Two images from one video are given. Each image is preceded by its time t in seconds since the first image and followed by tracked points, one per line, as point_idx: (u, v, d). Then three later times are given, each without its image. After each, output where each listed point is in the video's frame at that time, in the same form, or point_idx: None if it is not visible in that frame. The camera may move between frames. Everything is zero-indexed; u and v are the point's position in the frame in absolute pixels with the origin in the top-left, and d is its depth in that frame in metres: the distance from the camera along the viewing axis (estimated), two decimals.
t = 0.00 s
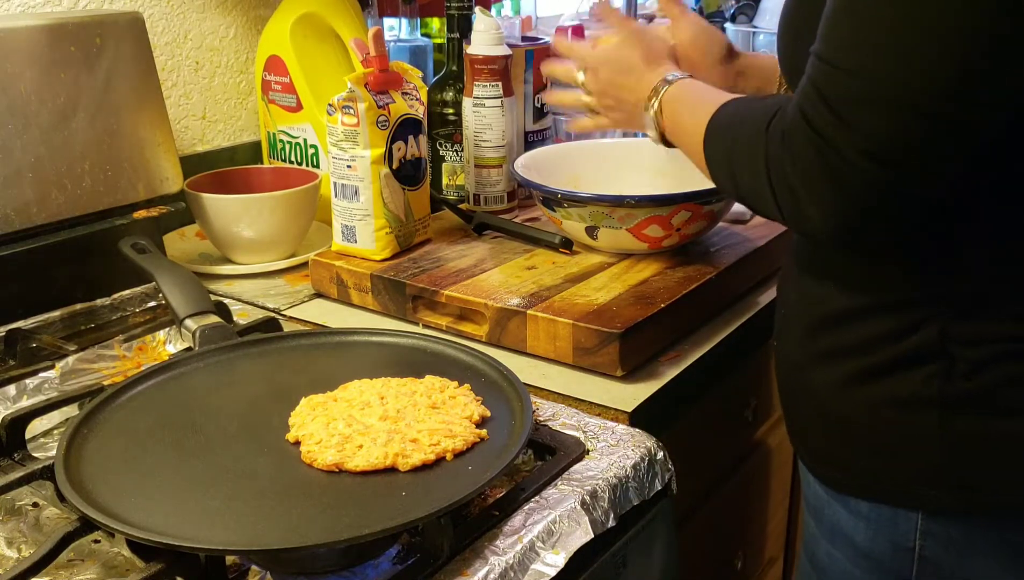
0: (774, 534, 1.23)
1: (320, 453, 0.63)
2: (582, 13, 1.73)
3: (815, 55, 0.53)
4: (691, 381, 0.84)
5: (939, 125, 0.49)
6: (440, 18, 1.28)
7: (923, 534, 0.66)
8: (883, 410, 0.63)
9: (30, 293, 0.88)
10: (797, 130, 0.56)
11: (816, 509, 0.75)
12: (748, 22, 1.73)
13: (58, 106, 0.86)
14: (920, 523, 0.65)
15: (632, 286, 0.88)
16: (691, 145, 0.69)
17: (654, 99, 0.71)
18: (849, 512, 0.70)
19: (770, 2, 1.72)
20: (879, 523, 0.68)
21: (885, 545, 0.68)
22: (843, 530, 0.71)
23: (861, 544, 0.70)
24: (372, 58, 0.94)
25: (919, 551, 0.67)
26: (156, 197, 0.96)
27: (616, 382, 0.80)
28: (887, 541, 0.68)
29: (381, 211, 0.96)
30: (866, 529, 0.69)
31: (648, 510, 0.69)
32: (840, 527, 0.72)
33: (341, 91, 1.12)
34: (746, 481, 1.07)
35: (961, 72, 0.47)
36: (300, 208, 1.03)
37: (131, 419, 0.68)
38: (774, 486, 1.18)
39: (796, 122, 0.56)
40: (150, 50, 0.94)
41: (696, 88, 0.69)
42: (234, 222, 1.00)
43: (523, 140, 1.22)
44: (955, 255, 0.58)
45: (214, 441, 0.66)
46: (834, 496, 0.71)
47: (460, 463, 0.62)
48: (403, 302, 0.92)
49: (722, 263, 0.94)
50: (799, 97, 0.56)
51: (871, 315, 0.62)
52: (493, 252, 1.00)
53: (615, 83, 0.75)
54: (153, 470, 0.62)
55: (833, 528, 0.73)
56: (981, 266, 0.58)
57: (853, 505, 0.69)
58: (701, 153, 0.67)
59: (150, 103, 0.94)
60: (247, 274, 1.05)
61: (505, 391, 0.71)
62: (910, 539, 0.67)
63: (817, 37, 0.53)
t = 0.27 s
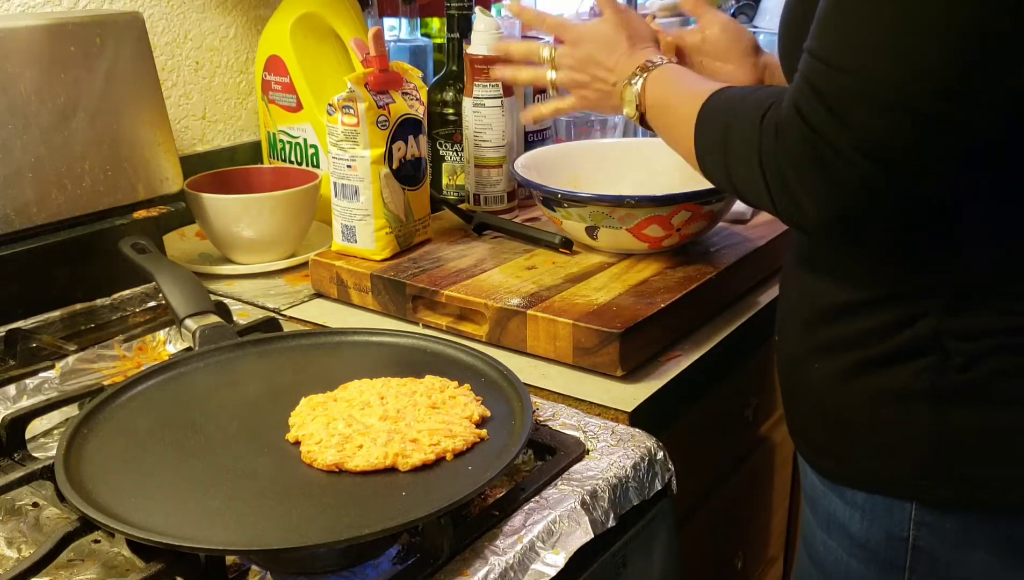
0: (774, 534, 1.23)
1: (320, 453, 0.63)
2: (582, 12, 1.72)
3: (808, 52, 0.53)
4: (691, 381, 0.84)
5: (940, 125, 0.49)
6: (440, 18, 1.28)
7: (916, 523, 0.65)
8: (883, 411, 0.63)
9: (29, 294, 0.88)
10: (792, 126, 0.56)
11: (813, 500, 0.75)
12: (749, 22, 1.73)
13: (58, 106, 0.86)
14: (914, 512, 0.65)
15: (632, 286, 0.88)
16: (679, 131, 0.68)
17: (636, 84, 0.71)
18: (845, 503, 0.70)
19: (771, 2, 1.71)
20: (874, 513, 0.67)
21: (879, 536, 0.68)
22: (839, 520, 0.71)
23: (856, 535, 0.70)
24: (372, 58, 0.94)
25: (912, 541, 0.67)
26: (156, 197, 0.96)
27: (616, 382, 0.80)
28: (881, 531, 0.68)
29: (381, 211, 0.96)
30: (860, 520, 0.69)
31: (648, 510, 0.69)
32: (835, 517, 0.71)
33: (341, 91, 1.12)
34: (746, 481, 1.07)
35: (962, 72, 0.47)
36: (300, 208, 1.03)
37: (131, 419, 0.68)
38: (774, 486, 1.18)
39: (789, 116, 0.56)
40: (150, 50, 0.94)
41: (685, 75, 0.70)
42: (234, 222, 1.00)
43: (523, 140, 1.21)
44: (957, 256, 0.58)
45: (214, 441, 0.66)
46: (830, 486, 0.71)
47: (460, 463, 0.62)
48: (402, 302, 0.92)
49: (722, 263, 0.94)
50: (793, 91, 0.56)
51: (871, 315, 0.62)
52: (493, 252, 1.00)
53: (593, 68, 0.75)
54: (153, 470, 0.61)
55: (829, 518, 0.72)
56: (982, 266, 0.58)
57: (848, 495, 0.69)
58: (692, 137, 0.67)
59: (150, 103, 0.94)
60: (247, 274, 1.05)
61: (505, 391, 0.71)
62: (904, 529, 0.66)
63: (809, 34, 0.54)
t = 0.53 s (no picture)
0: (774, 534, 1.23)
1: (320, 453, 0.62)
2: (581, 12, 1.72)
3: (823, 56, 0.53)
4: (690, 381, 0.84)
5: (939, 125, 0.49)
6: (440, 18, 1.28)
7: (917, 514, 0.66)
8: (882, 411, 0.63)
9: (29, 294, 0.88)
10: (807, 127, 0.56)
11: (814, 491, 0.75)
12: (749, 22, 1.73)
13: (58, 106, 0.86)
14: (914, 503, 0.65)
15: (632, 286, 0.88)
16: (692, 142, 0.69)
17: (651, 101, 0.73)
18: (846, 493, 0.70)
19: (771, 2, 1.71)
20: (874, 503, 0.68)
21: (879, 526, 0.68)
22: (839, 510, 0.71)
23: (856, 525, 0.70)
24: (372, 58, 0.94)
25: (912, 531, 0.67)
26: (156, 197, 0.96)
27: (616, 382, 0.80)
28: (881, 521, 0.68)
29: (381, 211, 0.96)
30: (861, 510, 0.69)
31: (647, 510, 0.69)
32: (836, 508, 0.72)
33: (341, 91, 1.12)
34: (746, 481, 1.07)
35: (962, 72, 0.47)
36: (300, 208, 1.03)
37: (132, 419, 0.68)
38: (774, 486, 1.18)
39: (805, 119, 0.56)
40: (150, 49, 0.94)
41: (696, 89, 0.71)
42: (234, 222, 1.00)
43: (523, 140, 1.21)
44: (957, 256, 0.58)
45: (215, 440, 0.66)
46: (831, 477, 0.71)
47: (460, 463, 0.62)
48: (403, 302, 0.92)
49: (722, 263, 0.94)
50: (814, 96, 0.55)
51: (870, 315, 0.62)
52: (493, 252, 1.00)
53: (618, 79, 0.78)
54: (153, 470, 0.61)
55: (829, 509, 0.73)
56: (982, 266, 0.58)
57: (849, 486, 0.69)
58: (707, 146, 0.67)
59: (150, 103, 0.94)
60: (247, 274, 1.05)
61: (505, 390, 0.71)
62: (904, 519, 0.67)
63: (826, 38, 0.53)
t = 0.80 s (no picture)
0: (775, 534, 1.23)
1: (320, 453, 0.62)
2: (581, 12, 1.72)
3: (840, 60, 0.53)
4: (690, 381, 0.84)
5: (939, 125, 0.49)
6: (440, 18, 1.28)
7: (928, 505, 0.66)
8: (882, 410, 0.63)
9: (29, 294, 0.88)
10: (820, 128, 0.56)
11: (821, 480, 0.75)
12: (749, 22, 1.73)
13: (58, 106, 0.86)
14: (925, 494, 0.65)
15: (632, 286, 0.88)
16: (716, 144, 0.69)
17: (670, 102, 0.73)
18: (856, 484, 0.69)
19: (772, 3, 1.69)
20: (884, 494, 0.67)
21: (889, 517, 0.68)
22: (847, 501, 0.71)
23: (864, 516, 0.70)
24: (372, 58, 0.94)
25: (923, 522, 0.67)
26: (156, 197, 0.96)
27: (616, 382, 0.80)
28: (891, 512, 0.68)
29: (381, 211, 0.96)
30: (872, 501, 0.69)
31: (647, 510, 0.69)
32: (844, 499, 0.71)
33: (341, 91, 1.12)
34: (746, 481, 1.07)
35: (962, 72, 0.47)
36: (300, 208, 1.03)
37: (132, 419, 0.68)
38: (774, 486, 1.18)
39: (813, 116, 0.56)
40: (150, 49, 0.94)
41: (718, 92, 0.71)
42: (234, 223, 1.00)
43: (523, 140, 1.21)
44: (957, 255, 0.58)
45: (215, 440, 0.66)
46: (839, 467, 0.71)
47: (460, 463, 0.62)
48: (403, 302, 0.92)
49: (722, 263, 0.94)
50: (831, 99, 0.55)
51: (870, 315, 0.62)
52: (493, 252, 1.00)
53: (630, 81, 0.76)
54: (153, 470, 0.61)
55: (837, 499, 0.72)
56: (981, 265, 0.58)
57: (858, 476, 0.69)
58: (726, 149, 0.68)
59: (150, 103, 0.94)
60: (247, 273, 1.05)
61: (505, 390, 0.71)
62: (915, 510, 0.66)
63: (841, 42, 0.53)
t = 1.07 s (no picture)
0: (776, 534, 1.23)
1: (320, 453, 0.62)
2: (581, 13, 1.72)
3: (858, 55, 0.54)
4: (691, 381, 0.84)
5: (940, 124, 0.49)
6: (440, 18, 1.28)
7: (956, 497, 0.67)
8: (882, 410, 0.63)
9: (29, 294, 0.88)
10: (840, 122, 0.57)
11: (844, 476, 0.76)
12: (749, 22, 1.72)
13: (58, 106, 0.86)
14: (952, 487, 0.67)
15: (632, 286, 0.88)
16: (721, 129, 0.69)
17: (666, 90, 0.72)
18: (879, 478, 0.71)
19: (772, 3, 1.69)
20: (911, 487, 0.69)
21: (916, 509, 0.70)
22: (873, 495, 0.73)
23: (891, 509, 0.71)
24: (372, 58, 0.94)
25: (952, 514, 0.68)
26: (156, 197, 0.96)
27: (616, 382, 0.80)
28: (919, 504, 0.69)
29: (381, 211, 0.96)
30: (898, 494, 0.70)
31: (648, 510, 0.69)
32: (870, 493, 0.73)
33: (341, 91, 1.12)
34: (746, 481, 1.07)
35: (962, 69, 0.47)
36: (300, 208, 1.03)
37: (132, 418, 0.68)
38: (774, 486, 1.18)
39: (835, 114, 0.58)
40: (150, 50, 0.94)
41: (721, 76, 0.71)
42: (234, 222, 1.00)
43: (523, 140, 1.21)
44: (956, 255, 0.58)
45: (215, 440, 0.66)
46: (865, 463, 0.72)
47: (460, 463, 0.62)
48: (403, 302, 0.92)
49: (722, 263, 0.94)
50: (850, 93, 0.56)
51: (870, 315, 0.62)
52: (493, 252, 1.00)
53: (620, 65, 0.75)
54: (154, 470, 0.61)
55: (863, 494, 0.74)
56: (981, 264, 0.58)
57: (885, 471, 0.70)
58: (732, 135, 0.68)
59: (150, 103, 0.94)
60: (247, 274, 1.05)
61: (505, 390, 0.71)
62: (943, 502, 0.68)
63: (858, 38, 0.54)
